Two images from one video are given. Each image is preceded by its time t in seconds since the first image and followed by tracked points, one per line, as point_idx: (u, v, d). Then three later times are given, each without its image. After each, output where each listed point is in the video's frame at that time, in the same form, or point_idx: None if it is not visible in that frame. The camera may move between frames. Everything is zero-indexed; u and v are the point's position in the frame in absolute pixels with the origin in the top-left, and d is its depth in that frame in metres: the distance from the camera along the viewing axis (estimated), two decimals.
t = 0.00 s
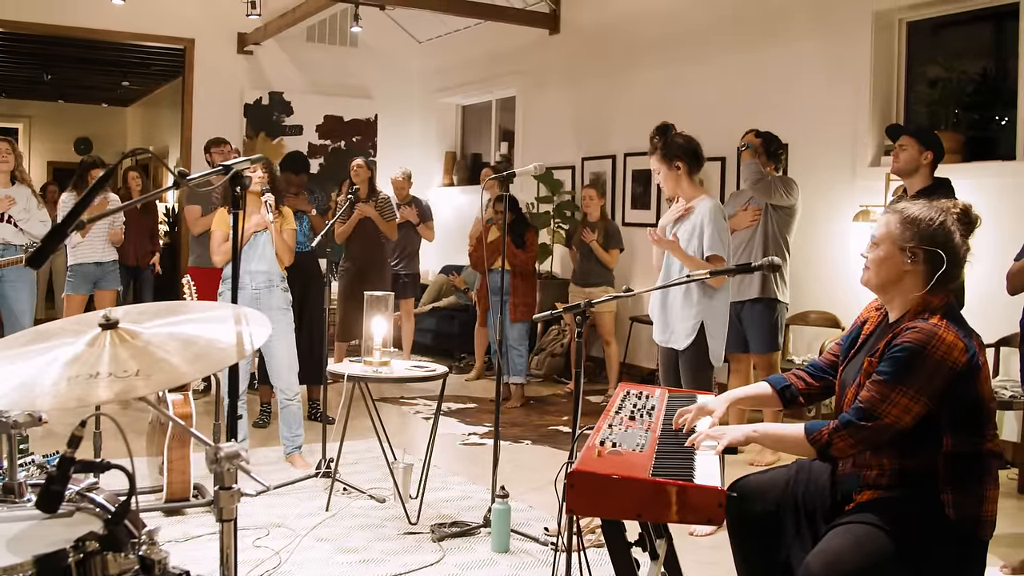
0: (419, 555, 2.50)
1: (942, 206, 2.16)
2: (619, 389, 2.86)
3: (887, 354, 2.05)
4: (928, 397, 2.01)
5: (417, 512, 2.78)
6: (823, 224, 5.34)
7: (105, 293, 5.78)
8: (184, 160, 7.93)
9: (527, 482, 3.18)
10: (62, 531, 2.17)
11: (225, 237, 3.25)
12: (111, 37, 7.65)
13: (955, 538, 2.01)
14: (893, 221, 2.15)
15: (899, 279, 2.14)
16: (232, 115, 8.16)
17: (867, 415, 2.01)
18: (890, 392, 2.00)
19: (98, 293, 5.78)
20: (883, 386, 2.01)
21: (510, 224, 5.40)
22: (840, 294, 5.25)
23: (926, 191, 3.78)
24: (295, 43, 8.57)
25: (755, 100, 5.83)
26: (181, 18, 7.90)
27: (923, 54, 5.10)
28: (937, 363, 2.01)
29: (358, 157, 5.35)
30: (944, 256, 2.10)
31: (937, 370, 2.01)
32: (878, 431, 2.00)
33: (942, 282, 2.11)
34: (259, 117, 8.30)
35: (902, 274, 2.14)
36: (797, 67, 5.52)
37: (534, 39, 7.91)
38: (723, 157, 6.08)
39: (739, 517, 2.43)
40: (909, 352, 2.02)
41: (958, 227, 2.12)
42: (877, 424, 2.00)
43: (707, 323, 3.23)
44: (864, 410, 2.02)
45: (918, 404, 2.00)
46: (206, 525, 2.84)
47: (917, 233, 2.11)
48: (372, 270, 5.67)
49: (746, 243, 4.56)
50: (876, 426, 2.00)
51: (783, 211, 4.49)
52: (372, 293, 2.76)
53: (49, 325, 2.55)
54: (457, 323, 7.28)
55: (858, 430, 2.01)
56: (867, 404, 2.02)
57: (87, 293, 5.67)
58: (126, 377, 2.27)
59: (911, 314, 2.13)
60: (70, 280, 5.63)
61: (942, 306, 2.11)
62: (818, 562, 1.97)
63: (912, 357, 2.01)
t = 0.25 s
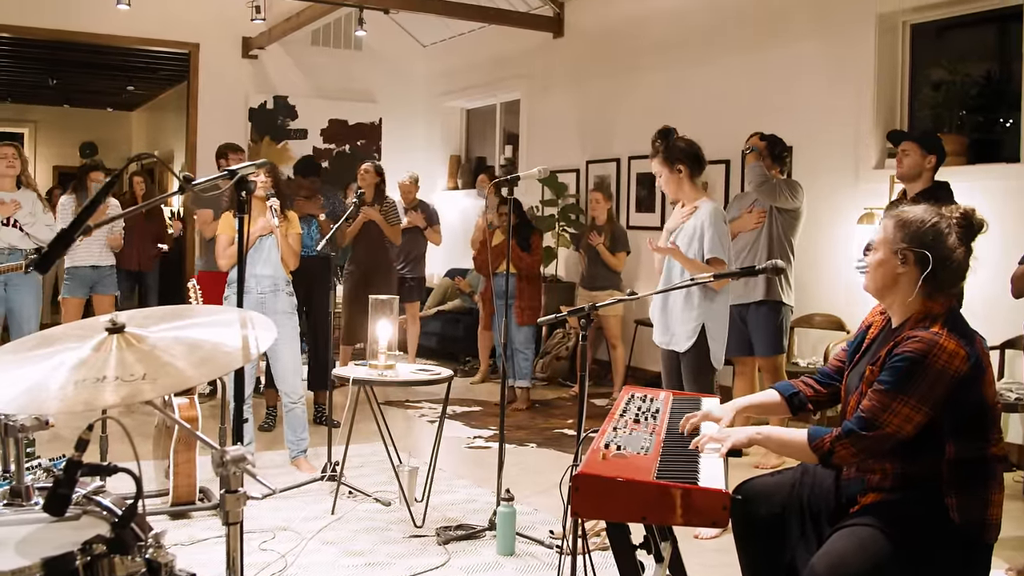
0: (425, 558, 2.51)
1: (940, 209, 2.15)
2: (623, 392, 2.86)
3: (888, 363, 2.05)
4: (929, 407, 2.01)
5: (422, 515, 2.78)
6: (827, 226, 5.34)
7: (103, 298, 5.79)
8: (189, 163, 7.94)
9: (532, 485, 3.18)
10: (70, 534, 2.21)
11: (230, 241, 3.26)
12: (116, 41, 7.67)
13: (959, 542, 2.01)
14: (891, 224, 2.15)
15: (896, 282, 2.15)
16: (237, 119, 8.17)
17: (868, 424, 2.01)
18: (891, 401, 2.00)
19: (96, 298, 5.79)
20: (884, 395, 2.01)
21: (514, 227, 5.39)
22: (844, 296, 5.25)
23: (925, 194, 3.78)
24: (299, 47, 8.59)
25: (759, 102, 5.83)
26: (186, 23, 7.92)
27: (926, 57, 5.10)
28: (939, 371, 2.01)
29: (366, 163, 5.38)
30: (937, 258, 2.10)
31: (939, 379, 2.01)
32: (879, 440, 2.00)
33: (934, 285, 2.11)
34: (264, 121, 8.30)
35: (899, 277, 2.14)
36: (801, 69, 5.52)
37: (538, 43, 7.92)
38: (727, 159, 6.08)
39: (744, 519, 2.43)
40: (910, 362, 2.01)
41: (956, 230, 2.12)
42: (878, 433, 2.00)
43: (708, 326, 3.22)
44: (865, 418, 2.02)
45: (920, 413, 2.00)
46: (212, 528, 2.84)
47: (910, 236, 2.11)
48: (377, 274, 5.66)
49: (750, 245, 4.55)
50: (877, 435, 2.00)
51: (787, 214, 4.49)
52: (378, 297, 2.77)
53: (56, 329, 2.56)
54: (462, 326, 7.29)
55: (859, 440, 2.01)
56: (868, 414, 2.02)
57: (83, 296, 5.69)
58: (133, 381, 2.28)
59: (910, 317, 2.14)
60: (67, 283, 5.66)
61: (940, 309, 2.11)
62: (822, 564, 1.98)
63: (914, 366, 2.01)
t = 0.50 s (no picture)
0: (436, 564, 2.51)
1: (949, 213, 2.15)
2: (634, 398, 2.86)
3: (899, 372, 2.05)
4: (940, 414, 2.00)
5: (433, 520, 2.79)
6: (837, 232, 5.34)
7: (105, 304, 5.83)
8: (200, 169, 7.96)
9: (544, 491, 3.18)
10: (86, 539, 2.22)
11: (242, 247, 3.27)
12: (127, 48, 7.70)
13: (972, 550, 2.01)
14: (899, 230, 2.15)
15: (905, 288, 2.14)
16: (250, 126, 8.20)
17: (880, 432, 2.01)
18: (902, 410, 2.00)
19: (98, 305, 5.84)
20: (895, 404, 2.01)
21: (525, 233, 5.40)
22: (853, 301, 5.25)
23: (931, 204, 3.77)
24: (311, 54, 8.59)
25: (769, 109, 5.82)
26: (198, 29, 7.95)
27: (937, 63, 5.09)
28: (949, 379, 2.00)
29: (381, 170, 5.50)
30: (943, 264, 2.09)
31: (949, 387, 2.00)
32: (890, 449, 2.00)
33: (943, 293, 2.11)
34: (274, 127, 8.33)
35: (907, 284, 2.13)
36: (814, 75, 5.50)
37: (549, 49, 7.92)
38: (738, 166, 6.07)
39: (755, 525, 2.43)
40: (921, 370, 2.01)
41: (964, 236, 2.11)
42: (889, 442, 2.00)
43: (721, 331, 3.22)
44: (876, 427, 2.02)
45: (931, 422, 2.00)
46: (224, 534, 2.84)
47: (917, 242, 2.11)
48: (384, 280, 5.72)
49: (762, 250, 4.53)
50: (888, 444, 2.00)
51: (798, 220, 4.49)
52: (390, 303, 2.77)
53: (69, 335, 2.57)
54: (474, 332, 7.29)
55: (870, 448, 2.01)
56: (879, 422, 2.01)
57: (86, 302, 5.73)
58: (148, 387, 2.30)
59: (919, 324, 2.13)
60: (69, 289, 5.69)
61: (949, 315, 2.10)
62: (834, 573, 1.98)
63: (924, 374, 2.00)
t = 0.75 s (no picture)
0: (445, 571, 2.52)
1: (958, 221, 2.15)
2: (643, 406, 2.85)
3: (905, 378, 2.05)
4: (945, 421, 2.00)
5: (442, 528, 2.79)
6: (847, 241, 5.33)
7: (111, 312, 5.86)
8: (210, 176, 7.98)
9: (553, 499, 3.18)
10: (98, 545, 2.31)
11: (252, 254, 3.29)
12: (137, 56, 7.73)
13: (981, 559, 2.00)
14: (908, 239, 2.15)
15: (914, 297, 2.13)
16: (258, 137, 8.17)
17: (882, 437, 2.02)
18: (905, 416, 2.00)
19: (103, 312, 5.87)
20: (899, 410, 2.02)
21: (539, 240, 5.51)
22: (862, 310, 5.25)
23: (940, 213, 3.78)
24: (320, 62, 8.56)
25: (779, 117, 5.83)
26: (208, 38, 7.96)
27: (946, 71, 5.09)
28: (954, 387, 2.00)
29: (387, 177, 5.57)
30: (952, 273, 2.09)
31: (955, 395, 2.00)
32: (892, 453, 2.01)
33: (952, 301, 2.10)
34: (284, 135, 8.29)
35: (916, 293, 2.13)
36: (827, 81, 5.49)
37: (558, 58, 7.93)
38: (746, 173, 6.07)
39: (765, 534, 2.43)
40: (926, 377, 2.01)
41: (974, 245, 2.11)
42: (891, 446, 2.01)
43: (737, 339, 3.22)
44: (879, 432, 2.03)
45: (935, 428, 2.00)
46: (233, 540, 2.84)
47: (925, 251, 2.10)
48: (391, 288, 5.72)
49: (770, 258, 4.56)
50: (890, 448, 2.01)
51: (807, 228, 4.49)
52: (399, 310, 2.71)
53: (80, 344, 2.58)
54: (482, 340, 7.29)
55: (871, 452, 2.02)
56: (882, 427, 2.02)
57: (93, 310, 5.77)
58: (160, 395, 2.31)
59: (928, 333, 2.13)
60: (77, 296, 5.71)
61: (958, 324, 2.10)
62: None
63: (929, 382, 2.00)
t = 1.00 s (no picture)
0: None
1: (968, 224, 2.15)
2: (652, 412, 2.86)
3: (908, 377, 2.07)
4: (946, 421, 2.02)
5: (451, 533, 2.79)
6: (856, 247, 5.33)
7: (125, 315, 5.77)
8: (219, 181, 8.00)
9: (561, 505, 3.18)
10: (108, 549, 2.36)
11: (260, 258, 3.30)
12: (147, 61, 7.76)
13: (988, 564, 1.99)
14: (918, 243, 2.15)
15: (925, 301, 2.13)
16: (267, 141, 8.25)
17: (880, 430, 2.06)
18: (905, 412, 2.03)
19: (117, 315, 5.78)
20: (899, 406, 2.04)
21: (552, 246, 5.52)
22: (871, 316, 5.24)
23: (954, 219, 3.77)
24: (329, 67, 8.61)
25: (787, 123, 5.83)
26: (217, 43, 8.02)
27: (955, 78, 5.09)
28: (958, 389, 2.01)
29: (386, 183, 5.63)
30: (963, 277, 2.08)
31: (958, 397, 2.01)
32: (889, 447, 2.05)
33: (964, 305, 2.10)
34: (294, 141, 8.37)
35: (927, 297, 2.13)
36: (834, 88, 5.50)
37: (566, 63, 7.92)
38: (755, 179, 6.07)
39: (774, 541, 2.43)
40: (928, 377, 2.03)
41: (984, 248, 2.10)
42: (888, 440, 2.04)
43: (754, 345, 3.21)
44: (877, 425, 2.07)
45: (934, 426, 2.02)
46: (242, 544, 2.83)
47: (935, 255, 2.10)
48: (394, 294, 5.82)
49: (780, 264, 4.59)
50: (886, 442, 2.04)
51: (816, 234, 4.49)
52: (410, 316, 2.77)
53: (88, 348, 2.59)
54: (491, 345, 7.29)
55: (865, 443, 2.07)
56: (881, 421, 2.06)
57: (108, 314, 5.63)
58: (170, 399, 2.32)
59: (939, 337, 2.12)
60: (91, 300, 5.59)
61: (968, 328, 2.09)
62: None
63: (931, 382, 2.02)
